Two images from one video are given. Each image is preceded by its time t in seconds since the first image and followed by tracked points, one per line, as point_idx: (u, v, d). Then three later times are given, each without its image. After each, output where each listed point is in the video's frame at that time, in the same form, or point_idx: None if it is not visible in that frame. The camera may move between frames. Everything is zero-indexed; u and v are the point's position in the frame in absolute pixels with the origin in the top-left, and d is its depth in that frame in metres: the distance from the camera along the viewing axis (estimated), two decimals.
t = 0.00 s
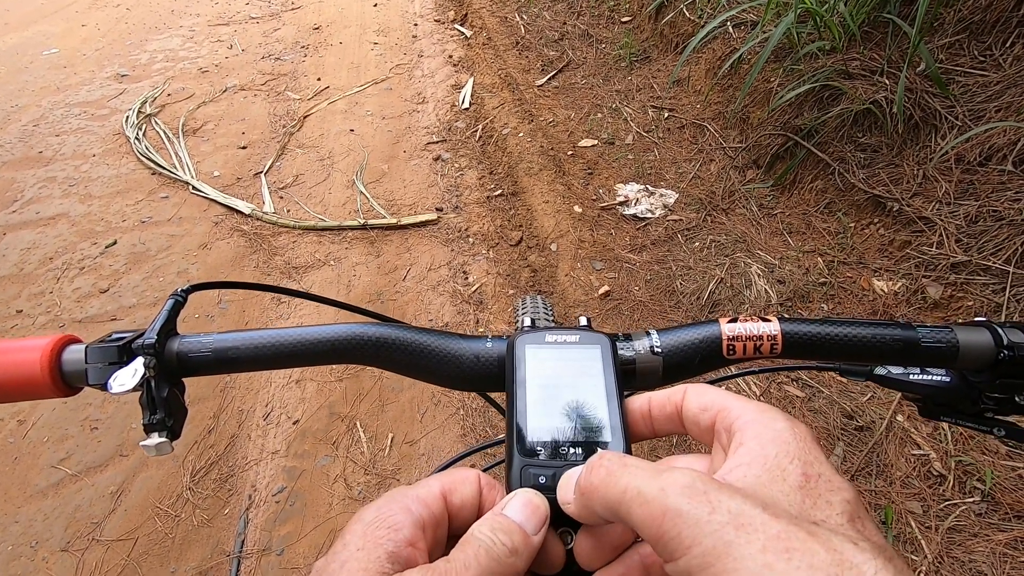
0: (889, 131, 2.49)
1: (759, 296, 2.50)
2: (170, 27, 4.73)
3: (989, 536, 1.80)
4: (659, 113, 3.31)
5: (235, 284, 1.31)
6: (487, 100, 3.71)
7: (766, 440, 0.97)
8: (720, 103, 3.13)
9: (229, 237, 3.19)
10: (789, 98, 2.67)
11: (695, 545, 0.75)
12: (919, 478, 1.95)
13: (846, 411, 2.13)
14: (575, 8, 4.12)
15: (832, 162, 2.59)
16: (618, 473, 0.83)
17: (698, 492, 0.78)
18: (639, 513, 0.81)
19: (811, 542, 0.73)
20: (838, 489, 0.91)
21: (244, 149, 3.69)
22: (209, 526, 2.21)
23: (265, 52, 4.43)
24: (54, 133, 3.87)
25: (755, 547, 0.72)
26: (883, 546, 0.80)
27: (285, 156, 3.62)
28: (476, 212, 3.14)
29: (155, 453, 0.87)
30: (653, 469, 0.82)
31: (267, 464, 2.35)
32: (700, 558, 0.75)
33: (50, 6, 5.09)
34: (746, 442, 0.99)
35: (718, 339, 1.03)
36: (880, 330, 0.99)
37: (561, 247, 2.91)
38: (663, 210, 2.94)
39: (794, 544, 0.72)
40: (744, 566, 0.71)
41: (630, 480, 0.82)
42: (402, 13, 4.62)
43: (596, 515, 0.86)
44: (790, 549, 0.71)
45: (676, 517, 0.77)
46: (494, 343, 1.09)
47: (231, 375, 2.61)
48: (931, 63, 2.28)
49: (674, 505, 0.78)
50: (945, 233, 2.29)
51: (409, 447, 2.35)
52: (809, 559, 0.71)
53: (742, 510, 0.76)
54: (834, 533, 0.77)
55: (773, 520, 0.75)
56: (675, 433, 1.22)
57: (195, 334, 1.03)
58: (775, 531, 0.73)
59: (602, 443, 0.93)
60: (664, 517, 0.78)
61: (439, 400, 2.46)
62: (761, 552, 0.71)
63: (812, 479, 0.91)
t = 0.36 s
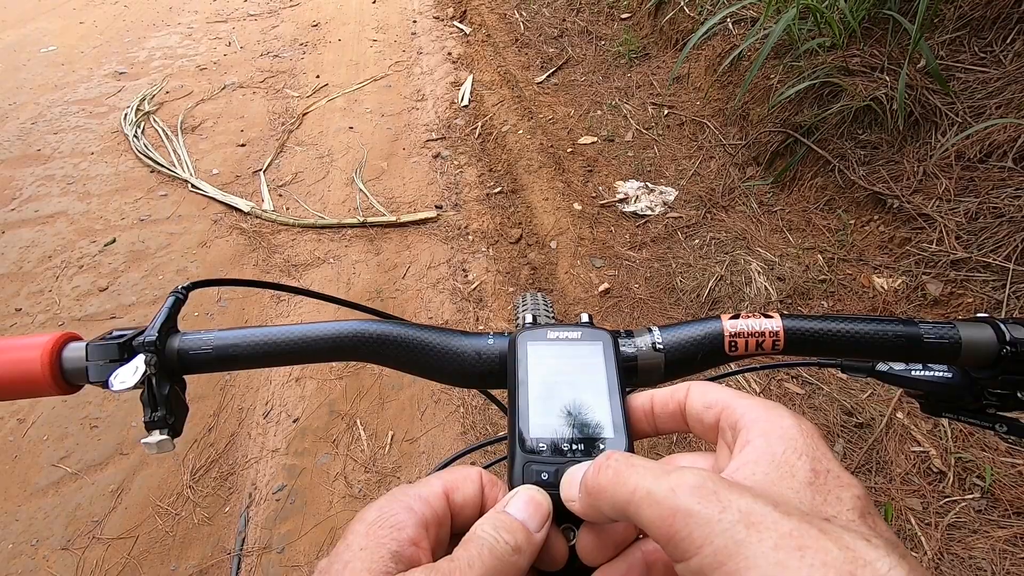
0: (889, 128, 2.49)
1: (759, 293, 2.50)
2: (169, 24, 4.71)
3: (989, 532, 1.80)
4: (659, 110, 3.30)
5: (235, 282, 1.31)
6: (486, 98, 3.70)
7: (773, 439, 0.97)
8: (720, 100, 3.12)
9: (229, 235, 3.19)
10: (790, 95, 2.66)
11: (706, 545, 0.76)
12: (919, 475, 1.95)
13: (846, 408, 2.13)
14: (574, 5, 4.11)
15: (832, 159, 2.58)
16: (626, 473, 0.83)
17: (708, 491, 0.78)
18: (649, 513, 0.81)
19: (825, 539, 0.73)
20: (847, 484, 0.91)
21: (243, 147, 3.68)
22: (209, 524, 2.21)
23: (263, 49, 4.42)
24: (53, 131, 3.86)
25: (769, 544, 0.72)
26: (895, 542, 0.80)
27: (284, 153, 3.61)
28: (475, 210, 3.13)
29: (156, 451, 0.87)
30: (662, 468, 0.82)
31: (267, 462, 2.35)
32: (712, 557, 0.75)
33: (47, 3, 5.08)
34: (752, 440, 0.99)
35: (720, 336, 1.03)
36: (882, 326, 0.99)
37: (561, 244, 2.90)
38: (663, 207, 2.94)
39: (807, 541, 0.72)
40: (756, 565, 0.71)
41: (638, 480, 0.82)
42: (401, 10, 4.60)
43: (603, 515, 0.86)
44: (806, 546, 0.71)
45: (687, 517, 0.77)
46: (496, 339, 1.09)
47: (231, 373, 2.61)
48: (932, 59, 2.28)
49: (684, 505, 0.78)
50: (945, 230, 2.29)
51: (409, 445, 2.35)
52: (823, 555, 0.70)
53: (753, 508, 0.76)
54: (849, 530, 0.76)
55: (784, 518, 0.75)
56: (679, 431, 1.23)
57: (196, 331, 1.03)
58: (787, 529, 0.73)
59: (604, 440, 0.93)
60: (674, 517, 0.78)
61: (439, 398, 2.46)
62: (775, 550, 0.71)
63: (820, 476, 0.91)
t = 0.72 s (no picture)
0: (888, 128, 2.49)
1: (758, 293, 2.50)
2: (167, 24, 4.70)
3: (988, 531, 1.80)
4: (658, 109, 3.30)
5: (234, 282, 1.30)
6: (485, 97, 3.70)
7: (774, 441, 0.97)
8: (719, 99, 3.12)
9: (228, 235, 3.19)
10: (789, 94, 2.66)
11: (708, 548, 0.76)
12: (918, 474, 1.95)
13: (845, 407, 2.13)
14: (573, 4, 4.11)
15: (831, 158, 2.59)
16: (629, 476, 0.83)
17: (714, 499, 0.78)
18: (651, 517, 0.81)
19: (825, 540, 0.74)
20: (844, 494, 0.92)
21: (242, 146, 3.67)
22: (209, 524, 2.21)
23: (262, 49, 4.41)
24: (51, 131, 3.85)
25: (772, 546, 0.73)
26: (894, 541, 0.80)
27: (283, 153, 3.61)
28: (474, 210, 3.13)
29: (158, 451, 0.87)
30: (665, 472, 0.82)
31: (267, 462, 2.35)
32: (714, 560, 0.75)
33: (45, 2, 5.06)
34: (754, 443, 0.99)
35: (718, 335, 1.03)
36: (880, 326, 0.99)
37: (560, 244, 2.90)
38: (663, 207, 2.94)
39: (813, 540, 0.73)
40: (758, 567, 0.71)
41: (642, 483, 0.82)
42: (400, 10, 4.60)
43: (605, 519, 0.86)
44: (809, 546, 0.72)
45: (690, 521, 0.77)
46: (495, 339, 1.09)
47: (230, 373, 2.61)
48: (931, 59, 2.28)
49: (686, 510, 0.78)
50: (944, 230, 2.29)
51: (409, 445, 2.35)
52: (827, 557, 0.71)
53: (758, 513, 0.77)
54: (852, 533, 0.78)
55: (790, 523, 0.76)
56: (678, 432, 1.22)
57: (196, 331, 1.03)
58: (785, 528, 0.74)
59: (603, 439, 0.93)
60: (674, 520, 0.78)
61: (438, 398, 2.46)
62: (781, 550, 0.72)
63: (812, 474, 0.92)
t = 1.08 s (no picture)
0: (887, 128, 2.50)
1: (758, 293, 2.50)
2: (167, 26, 4.71)
3: (988, 531, 1.80)
4: (657, 110, 3.31)
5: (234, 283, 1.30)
6: (484, 98, 3.70)
7: (788, 458, 0.95)
8: (719, 99, 3.12)
9: (227, 236, 3.19)
10: (788, 94, 2.66)
11: None
12: (918, 474, 1.95)
13: (846, 407, 2.13)
14: (572, 5, 4.11)
15: (831, 158, 2.59)
16: (650, 519, 0.80)
17: (736, 540, 0.75)
18: (676, 563, 0.77)
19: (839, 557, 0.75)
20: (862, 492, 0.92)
21: (241, 148, 3.68)
22: (209, 526, 2.21)
23: (262, 50, 4.42)
24: (51, 133, 3.86)
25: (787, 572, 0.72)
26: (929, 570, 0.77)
27: (282, 154, 3.61)
28: (474, 211, 3.13)
29: (155, 452, 0.87)
30: (687, 515, 0.80)
31: (267, 463, 2.34)
32: None
33: (45, 5, 5.07)
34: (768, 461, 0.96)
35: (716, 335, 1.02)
36: (877, 325, 0.99)
37: (560, 245, 2.91)
38: (662, 207, 2.94)
39: (825, 560, 0.74)
40: None
41: (663, 527, 0.79)
42: (399, 11, 4.60)
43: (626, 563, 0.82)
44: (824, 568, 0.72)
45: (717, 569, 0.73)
46: (493, 339, 1.09)
47: (230, 375, 2.61)
48: (930, 59, 2.28)
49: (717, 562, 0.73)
50: (944, 229, 2.29)
51: (409, 446, 2.35)
52: None
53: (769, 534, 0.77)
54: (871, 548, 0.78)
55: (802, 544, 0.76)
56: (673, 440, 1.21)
57: (194, 333, 1.03)
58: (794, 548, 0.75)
59: (601, 439, 0.92)
60: None
61: (438, 399, 2.46)
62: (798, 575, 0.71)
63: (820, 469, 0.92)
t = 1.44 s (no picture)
0: (886, 127, 2.50)
1: (757, 292, 2.50)
2: (166, 27, 4.71)
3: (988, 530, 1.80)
4: (657, 109, 3.31)
5: (233, 282, 1.30)
6: (484, 98, 3.70)
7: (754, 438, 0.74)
8: (719, 99, 3.12)
9: (227, 237, 3.19)
10: (788, 94, 2.66)
11: None
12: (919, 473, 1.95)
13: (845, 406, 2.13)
14: (571, 5, 4.11)
15: (830, 157, 2.58)
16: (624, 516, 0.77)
17: None
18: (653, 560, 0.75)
19: (774, 505, 0.69)
20: (832, 403, 0.76)
21: (241, 148, 3.68)
22: (209, 526, 2.21)
23: (261, 51, 4.42)
24: (51, 134, 3.86)
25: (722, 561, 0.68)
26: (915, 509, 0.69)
27: (282, 155, 3.61)
28: (474, 210, 3.13)
29: (153, 452, 0.88)
30: (655, 521, 0.74)
31: (267, 464, 2.34)
32: None
33: (44, 6, 5.07)
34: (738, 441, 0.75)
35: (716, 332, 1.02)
36: (877, 322, 0.99)
37: (559, 244, 2.91)
38: (662, 206, 2.94)
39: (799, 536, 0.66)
40: None
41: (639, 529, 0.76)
42: (398, 12, 4.60)
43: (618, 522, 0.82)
44: (759, 529, 0.69)
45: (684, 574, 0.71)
46: (492, 338, 1.08)
47: (230, 375, 2.61)
48: (929, 58, 2.28)
49: None
50: (943, 228, 2.29)
51: (409, 446, 2.35)
52: (781, 538, 0.67)
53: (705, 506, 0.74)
54: (819, 468, 0.69)
55: (736, 500, 0.72)
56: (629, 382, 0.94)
57: (192, 332, 1.03)
58: (731, 515, 0.72)
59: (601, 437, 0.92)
60: None
61: (438, 399, 2.46)
62: (734, 559, 0.68)
63: (778, 432, 0.73)
